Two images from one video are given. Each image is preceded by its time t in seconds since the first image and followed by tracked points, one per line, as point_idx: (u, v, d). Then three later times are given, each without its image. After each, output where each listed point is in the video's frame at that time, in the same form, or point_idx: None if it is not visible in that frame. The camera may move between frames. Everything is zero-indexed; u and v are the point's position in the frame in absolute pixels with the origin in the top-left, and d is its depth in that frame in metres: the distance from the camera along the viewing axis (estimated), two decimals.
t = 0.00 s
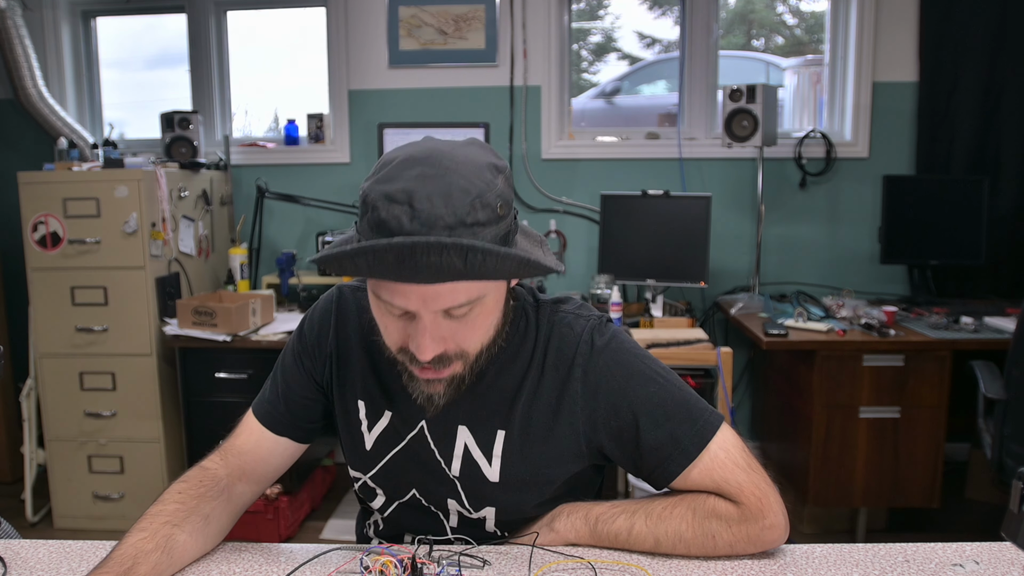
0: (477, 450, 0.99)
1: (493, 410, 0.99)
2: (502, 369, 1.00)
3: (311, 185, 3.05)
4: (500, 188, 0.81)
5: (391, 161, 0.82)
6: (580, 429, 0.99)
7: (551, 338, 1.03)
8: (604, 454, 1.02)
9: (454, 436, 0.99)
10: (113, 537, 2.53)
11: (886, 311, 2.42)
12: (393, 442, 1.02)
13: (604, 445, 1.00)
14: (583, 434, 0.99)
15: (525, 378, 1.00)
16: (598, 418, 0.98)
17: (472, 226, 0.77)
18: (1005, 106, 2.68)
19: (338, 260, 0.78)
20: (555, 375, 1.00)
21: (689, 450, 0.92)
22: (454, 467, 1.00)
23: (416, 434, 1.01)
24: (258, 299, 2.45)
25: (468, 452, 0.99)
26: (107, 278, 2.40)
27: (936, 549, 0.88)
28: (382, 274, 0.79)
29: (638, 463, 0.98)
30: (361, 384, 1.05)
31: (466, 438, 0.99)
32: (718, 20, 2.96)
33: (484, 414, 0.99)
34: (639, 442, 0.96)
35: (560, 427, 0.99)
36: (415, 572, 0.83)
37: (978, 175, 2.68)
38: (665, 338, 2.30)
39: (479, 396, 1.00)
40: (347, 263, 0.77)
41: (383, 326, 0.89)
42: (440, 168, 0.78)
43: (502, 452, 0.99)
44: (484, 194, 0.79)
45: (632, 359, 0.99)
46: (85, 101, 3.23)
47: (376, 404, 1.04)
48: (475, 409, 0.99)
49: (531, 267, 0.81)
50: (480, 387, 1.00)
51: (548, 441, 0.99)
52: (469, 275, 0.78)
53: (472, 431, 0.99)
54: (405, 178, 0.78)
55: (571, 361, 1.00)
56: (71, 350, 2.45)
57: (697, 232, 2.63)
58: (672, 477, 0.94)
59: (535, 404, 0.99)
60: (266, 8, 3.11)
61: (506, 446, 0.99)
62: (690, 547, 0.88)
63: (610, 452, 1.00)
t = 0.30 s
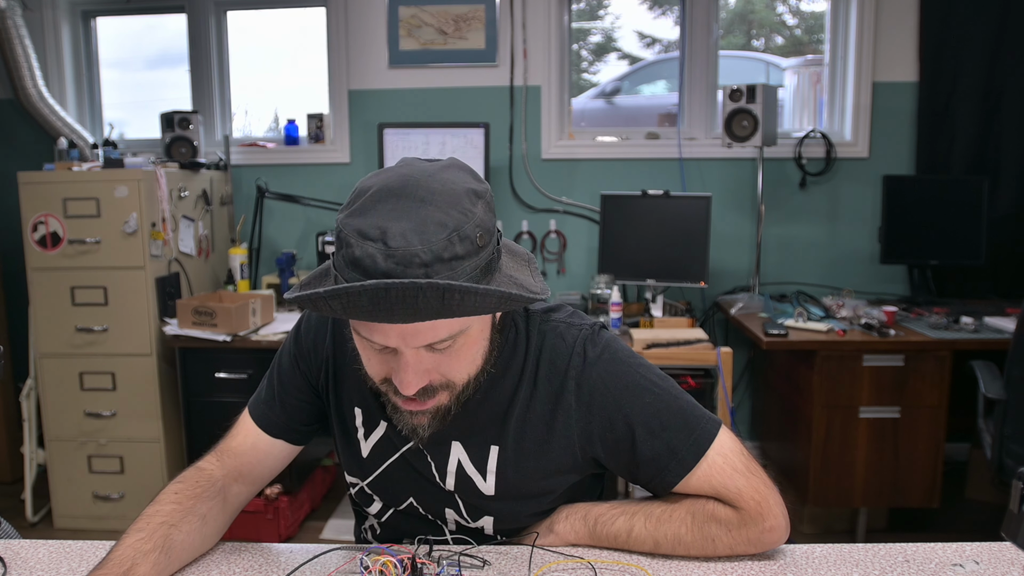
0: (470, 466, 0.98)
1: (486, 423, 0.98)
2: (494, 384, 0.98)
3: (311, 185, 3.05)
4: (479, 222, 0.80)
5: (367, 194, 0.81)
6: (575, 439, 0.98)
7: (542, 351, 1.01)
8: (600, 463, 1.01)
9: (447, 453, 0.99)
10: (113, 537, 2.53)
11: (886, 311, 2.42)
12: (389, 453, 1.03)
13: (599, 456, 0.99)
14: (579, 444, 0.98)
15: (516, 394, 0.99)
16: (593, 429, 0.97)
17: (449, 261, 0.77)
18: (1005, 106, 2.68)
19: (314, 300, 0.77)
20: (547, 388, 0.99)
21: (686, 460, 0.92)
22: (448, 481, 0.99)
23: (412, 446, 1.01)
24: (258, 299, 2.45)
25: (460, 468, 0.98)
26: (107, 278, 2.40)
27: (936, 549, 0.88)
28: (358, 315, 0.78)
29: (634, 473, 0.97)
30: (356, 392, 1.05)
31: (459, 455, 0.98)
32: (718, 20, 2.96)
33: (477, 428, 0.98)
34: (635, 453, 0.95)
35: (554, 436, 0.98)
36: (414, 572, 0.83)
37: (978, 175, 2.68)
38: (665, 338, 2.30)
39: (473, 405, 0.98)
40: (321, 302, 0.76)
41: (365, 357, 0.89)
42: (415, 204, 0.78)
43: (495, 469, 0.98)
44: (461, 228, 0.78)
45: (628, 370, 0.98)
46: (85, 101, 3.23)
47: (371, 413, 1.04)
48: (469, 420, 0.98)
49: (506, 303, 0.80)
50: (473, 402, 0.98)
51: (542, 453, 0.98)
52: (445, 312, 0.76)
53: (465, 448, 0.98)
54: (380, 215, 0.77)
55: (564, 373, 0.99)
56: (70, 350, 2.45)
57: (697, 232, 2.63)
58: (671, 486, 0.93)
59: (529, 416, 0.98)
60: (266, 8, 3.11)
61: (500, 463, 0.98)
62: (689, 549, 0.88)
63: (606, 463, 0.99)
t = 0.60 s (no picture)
0: (468, 465, 0.98)
1: (485, 423, 0.98)
2: (492, 383, 0.99)
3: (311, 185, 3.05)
4: (487, 182, 0.89)
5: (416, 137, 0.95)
6: (574, 441, 0.98)
7: (541, 351, 1.01)
8: (599, 465, 1.01)
9: (445, 451, 0.99)
10: (113, 537, 2.53)
11: (886, 311, 2.42)
12: (383, 457, 1.03)
13: (598, 457, 0.99)
14: (579, 446, 0.98)
15: (514, 394, 0.99)
16: (592, 431, 0.97)
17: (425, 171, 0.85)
18: (1005, 106, 2.68)
19: (320, 167, 0.91)
20: (546, 388, 0.99)
21: (686, 463, 0.92)
22: (446, 481, 1.00)
23: (411, 447, 1.01)
24: (258, 299, 2.45)
25: (458, 468, 0.98)
26: (107, 278, 2.40)
27: (937, 549, 0.88)
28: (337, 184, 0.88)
29: (633, 474, 0.97)
30: (355, 393, 1.05)
31: (456, 455, 0.98)
32: (718, 20, 2.96)
33: (474, 430, 0.98)
34: (635, 455, 0.95)
35: (554, 438, 0.98)
36: (414, 572, 0.83)
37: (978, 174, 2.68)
38: (665, 338, 2.29)
39: (472, 405, 0.98)
40: (322, 163, 0.89)
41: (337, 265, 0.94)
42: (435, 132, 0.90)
43: (493, 468, 0.98)
44: (453, 154, 0.86)
45: (628, 372, 0.97)
46: (85, 101, 3.23)
47: (370, 414, 1.03)
48: (468, 421, 0.98)
49: (442, 202, 0.83)
50: (470, 402, 0.98)
51: (541, 455, 0.98)
52: (390, 195, 0.83)
53: (462, 447, 0.98)
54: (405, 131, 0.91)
55: (563, 374, 0.99)
56: (70, 350, 2.45)
57: (697, 232, 2.63)
58: (670, 488, 0.93)
59: (528, 418, 0.98)
60: (266, 8, 3.11)
61: (498, 462, 0.98)
62: (688, 550, 0.88)
63: (605, 464, 0.99)
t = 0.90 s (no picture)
0: (478, 443, 0.99)
1: (495, 408, 0.99)
2: (502, 364, 1.01)
3: (312, 185, 3.06)
4: (522, 155, 0.97)
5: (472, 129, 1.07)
6: (582, 430, 0.99)
7: (553, 338, 1.03)
8: (607, 457, 1.02)
9: (456, 430, 0.99)
10: (113, 537, 2.53)
11: (886, 311, 2.42)
12: (397, 439, 1.02)
13: (606, 446, 1.00)
14: (588, 436, 0.99)
15: (524, 380, 1.00)
16: (600, 420, 0.98)
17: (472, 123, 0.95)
18: (1005, 106, 2.68)
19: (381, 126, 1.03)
20: (556, 375, 1.00)
21: (692, 453, 0.92)
22: (456, 461, 0.99)
23: (422, 428, 1.01)
24: (258, 299, 2.45)
25: (469, 446, 0.99)
26: (107, 278, 2.40)
27: (936, 549, 0.88)
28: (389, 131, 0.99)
29: (640, 464, 0.97)
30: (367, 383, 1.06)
31: (467, 433, 0.99)
32: (718, 21, 2.96)
33: (485, 411, 0.99)
34: (640, 443, 0.95)
35: (561, 427, 0.99)
36: (414, 572, 0.83)
37: (978, 175, 2.69)
38: (665, 338, 2.30)
39: (483, 392, 1.00)
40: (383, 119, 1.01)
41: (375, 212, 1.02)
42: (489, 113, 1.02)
43: (503, 447, 0.98)
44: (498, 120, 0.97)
45: (637, 361, 0.98)
46: (86, 101, 3.23)
47: (380, 399, 1.05)
48: (479, 406, 0.99)
49: (478, 138, 0.91)
50: (480, 385, 1.00)
51: (549, 444, 0.99)
52: (432, 129, 0.92)
53: (474, 425, 0.99)
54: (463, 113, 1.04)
55: (574, 361, 1.00)
56: (71, 350, 2.46)
57: (696, 232, 2.64)
58: (673, 480, 0.93)
59: (536, 402, 0.99)
60: (267, 8, 3.11)
61: (508, 442, 0.98)
62: (689, 547, 0.89)
63: (612, 452, 1.00)
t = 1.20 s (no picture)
0: (481, 441, 0.99)
1: (498, 406, 0.99)
2: (506, 363, 1.01)
3: (312, 185, 3.06)
4: (547, 161, 0.98)
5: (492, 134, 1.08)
6: (585, 428, 0.99)
7: (557, 337, 1.03)
8: (609, 456, 1.02)
9: (459, 427, 0.99)
10: (113, 537, 2.53)
11: (886, 311, 2.42)
12: (399, 436, 1.02)
13: (608, 445, 1.00)
14: (590, 435, 1.00)
15: (527, 379, 1.00)
16: (603, 419, 0.98)
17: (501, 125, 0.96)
18: (1005, 106, 2.68)
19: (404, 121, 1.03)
20: (561, 374, 1.00)
21: (693, 453, 0.92)
22: (457, 459, 0.99)
23: (425, 425, 1.00)
24: (258, 299, 2.45)
25: (472, 444, 0.99)
26: (107, 278, 2.40)
27: (936, 549, 0.88)
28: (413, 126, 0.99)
29: (641, 464, 0.97)
30: (371, 381, 1.06)
31: (470, 431, 0.99)
32: (718, 21, 2.96)
33: (488, 409, 0.99)
34: (642, 444, 0.95)
35: (564, 426, 0.99)
36: (414, 572, 0.83)
37: (978, 175, 2.69)
38: (665, 338, 2.30)
39: (485, 391, 1.00)
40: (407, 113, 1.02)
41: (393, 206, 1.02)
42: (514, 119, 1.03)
43: (505, 445, 0.98)
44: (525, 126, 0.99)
45: (641, 361, 0.98)
46: (86, 101, 3.23)
47: (383, 397, 1.05)
48: (482, 404, 0.99)
49: (509, 141, 0.92)
50: (482, 386, 1.00)
51: (551, 442, 0.99)
52: (461, 127, 0.93)
53: (477, 422, 0.99)
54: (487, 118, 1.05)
55: (577, 360, 1.00)
56: (71, 350, 2.46)
57: (696, 232, 2.64)
58: (675, 482, 0.93)
59: (538, 402, 0.99)
60: (267, 8, 3.12)
61: (510, 440, 0.98)
62: (690, 548, 0.89)
63: (613, 452, 1.00)
